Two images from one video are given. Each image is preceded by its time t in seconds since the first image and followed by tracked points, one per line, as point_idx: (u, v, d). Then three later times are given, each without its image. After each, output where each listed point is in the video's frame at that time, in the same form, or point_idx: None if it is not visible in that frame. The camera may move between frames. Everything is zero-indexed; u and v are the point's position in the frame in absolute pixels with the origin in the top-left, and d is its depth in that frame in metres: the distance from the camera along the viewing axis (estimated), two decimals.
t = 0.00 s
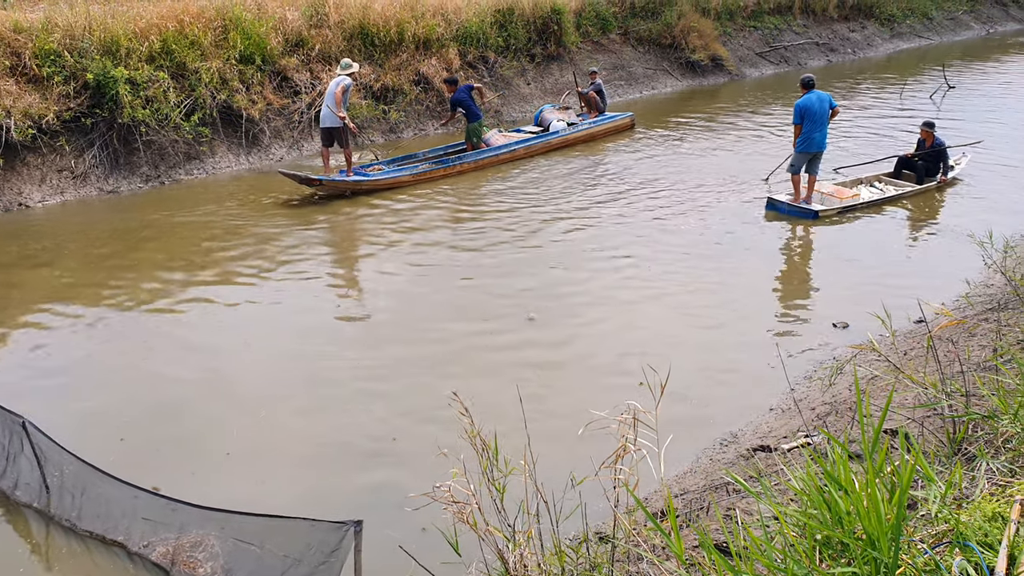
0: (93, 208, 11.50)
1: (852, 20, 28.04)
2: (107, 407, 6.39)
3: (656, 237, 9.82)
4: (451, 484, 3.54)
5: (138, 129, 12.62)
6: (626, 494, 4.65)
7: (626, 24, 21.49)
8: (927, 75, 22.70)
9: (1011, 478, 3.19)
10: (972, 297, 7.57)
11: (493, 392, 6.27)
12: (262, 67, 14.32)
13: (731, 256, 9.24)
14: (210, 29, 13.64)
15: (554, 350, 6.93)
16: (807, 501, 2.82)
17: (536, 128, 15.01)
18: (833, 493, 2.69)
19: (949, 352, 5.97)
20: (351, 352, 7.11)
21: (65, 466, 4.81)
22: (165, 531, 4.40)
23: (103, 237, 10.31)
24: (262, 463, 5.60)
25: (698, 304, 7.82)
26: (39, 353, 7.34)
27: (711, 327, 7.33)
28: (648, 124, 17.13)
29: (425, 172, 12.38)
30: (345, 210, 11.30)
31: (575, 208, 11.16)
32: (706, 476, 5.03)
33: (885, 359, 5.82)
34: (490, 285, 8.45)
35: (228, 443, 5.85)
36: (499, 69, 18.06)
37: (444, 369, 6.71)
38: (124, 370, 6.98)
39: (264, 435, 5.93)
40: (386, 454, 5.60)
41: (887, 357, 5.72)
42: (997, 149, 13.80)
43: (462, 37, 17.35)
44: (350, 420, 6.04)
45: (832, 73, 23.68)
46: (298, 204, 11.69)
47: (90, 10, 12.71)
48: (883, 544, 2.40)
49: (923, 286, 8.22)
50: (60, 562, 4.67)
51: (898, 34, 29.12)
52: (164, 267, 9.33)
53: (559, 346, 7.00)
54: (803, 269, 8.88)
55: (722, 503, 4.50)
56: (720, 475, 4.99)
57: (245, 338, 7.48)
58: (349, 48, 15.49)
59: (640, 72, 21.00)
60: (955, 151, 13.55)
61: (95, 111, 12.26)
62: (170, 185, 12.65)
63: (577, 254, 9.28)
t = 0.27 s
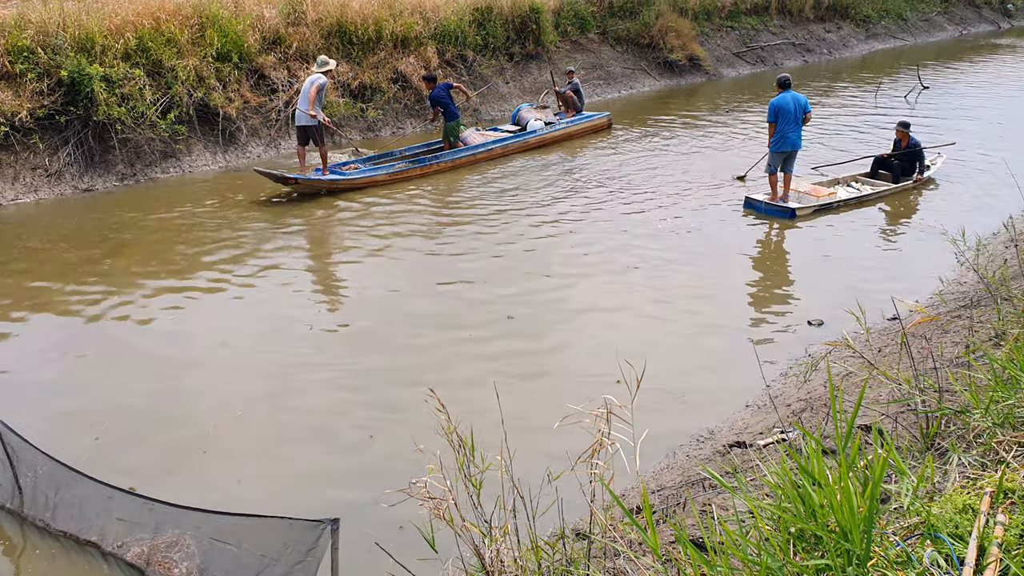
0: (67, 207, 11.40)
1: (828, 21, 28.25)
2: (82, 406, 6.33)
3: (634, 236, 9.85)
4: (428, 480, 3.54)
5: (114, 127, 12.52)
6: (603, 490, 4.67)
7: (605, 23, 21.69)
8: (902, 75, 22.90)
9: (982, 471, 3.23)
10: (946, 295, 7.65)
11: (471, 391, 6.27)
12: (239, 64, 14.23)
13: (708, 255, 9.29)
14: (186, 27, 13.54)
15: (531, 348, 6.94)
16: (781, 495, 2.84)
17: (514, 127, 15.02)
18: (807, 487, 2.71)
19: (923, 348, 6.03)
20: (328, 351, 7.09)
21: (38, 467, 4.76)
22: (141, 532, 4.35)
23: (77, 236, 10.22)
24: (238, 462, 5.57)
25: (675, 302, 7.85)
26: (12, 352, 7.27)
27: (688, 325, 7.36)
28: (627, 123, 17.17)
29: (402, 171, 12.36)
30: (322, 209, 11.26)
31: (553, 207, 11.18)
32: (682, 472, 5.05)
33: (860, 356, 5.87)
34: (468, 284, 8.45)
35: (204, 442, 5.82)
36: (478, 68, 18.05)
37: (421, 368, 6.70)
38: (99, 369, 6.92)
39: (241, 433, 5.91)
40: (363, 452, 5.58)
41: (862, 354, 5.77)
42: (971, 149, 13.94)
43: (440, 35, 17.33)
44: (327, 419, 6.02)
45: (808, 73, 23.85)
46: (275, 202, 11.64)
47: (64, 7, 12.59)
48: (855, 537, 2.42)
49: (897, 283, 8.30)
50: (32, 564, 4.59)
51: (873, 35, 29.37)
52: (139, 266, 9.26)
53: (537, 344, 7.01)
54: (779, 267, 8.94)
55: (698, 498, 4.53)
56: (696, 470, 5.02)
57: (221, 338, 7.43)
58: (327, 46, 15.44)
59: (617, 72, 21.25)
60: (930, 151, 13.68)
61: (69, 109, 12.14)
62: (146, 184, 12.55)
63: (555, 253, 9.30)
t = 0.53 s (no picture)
0: (42, 206, 11.28)
1: (805, 20, 28.44)
2: (57, 407, 6.26)
3: (613, 235, 9.88)
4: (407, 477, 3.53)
5: (90, 125, 12.39)
6: (581, 487, 4.68)
7: (584, 22, 21.75)
8: (878, 74, 23.08)
9: (956, 464, 3.26)
10: (921, 292, 7.72)
11: (451, 388, 6.26)
12: (217, 62, 14.13)
13: (687, 253, 9.33)
14: (163, 25, 13.44)
15: (510, 346, 6.94)
16: (758, 489, 2.86)
17: (493, 126, 15.01)
18: (784, 482, 2.73)
19: (899, 345, 6.08)
20: (307, 350, 7.06)
21: (13, 468, 4.72)
22: (117, 532, 4.26)
23: (52, 236, 10.11)
24: (216, 461, 5.53)
25: (653, 301, 7.88)
26: None
27: (667, 322, 7.39)
28: (606, 122, 17.21)
29: (380, 170, 12.33)
30: (301, 207, 11.20)
31: (532, 205, 11.18)
32: (661, 468, 5.07)
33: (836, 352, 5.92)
34: (447, 283, 8.44)
35: (182, 442, 5.78)
36: (457, 66, 18.02)
37: (400, 366, 6.69)
38: (75, 369, 6.84)
39: (219, 433, 5.87)
40: (343, 450, 5.56)
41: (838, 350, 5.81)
42: (946, 148, 14.07)
43: (419, 34, 17.30)
44: (306, 417, 6.00)
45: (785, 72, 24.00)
46: (253, 201, 11.57)
47: (38, 4, 12.47)
48: (832, 530, 2.45)
49: (874, 281, 8.36)
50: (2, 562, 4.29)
51: (850, 34, 29.60)
52: (115, 265, 9.18)
53: (516, 343, 7.01)
54: (757, 266, 8.99)
55: (677, 494, 4.54)
56: (675, 467, 5.04)
57: (199, 337, 7.39)
58: (305, 44, 15.38)
59: (596, 71, 21.29)
60: (906, 150, 13.79)
61: (44, 107, 12.02)
62: (123, 182, 12.43)
63: (534, 252, 9.31)
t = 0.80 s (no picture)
0: (19, 206, 11.17)
1: (785, 22, 28.61)
2: (34, 409, 6.20)
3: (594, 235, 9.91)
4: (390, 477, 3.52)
5: (68, 124, 12.29)
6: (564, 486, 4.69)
7: (564, 23, 21.80)
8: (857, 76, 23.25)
9: (935, 462, 3.29)
10: (900, 292, 7.78)
11: (433, 389, 6.27)
12: (196, 62, 14.04)
13: (668, 253, 9.36)
14: (142, 23, 13.34)
15: (492, 347, 6.95)
16: (739, 487, 2.88)
17: (473, 126, 15.00)
18: (765, 480, 2.75)
19: (877, 344, 6.13)
20: (288, 351, 7.04)
21: None
22: (96, 534, 4.22)
23: (30, 237, 10.02)
24: (196, 462, 5.50)
25: (635, 301, 7.91)
26: None
27: (648, 322, 7.42)
28: (587, 123, 17.24)
29: (359, 170, 12.30)
30: (281, 208, 11.16)
31: (514, 206, 11.19)
32: (643, 468, 5.09)
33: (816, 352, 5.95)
34: (429, 283, 8.43)
35: (162, 444, 5.74)
36: (439, 66, 18.00)
37: (382, 366, 6.68)
38: (53, 371, 6.78)
39: (200, 434, 5.84)
40: (324, 451, 5.55)
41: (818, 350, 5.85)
42: (924, 149, 14.19)
43: (400, 34, 17.27)
44: (287, 418, 5.98)
45: (765, 74, 24.13)
46: (233, 201, 11.51)
47: (15, 2, 12.37)
48: (813, 527, 2.46)
49: (853, 281, 8.42)
50: None
51: (829, 36, 29.80)
52: (93, 266, 9.11)
53: (498, 343, 7.02)
54: (738, 266, 9.04)
55: (659, 493, 4.57)
56: (656, 466, 5.06)
57: (179, 338, 7.35)
58: (286, 44, 15.33)
59: (577, 71, 21.32)
60: (886, 151, 13.89)
61: (21, 106, 11.92)
62: (101, 182, 12.33)
63: (516, 252, 9.31)
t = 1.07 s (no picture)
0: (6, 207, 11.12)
1: (773, 24, 28.72)
2: (21, 410, 6.17)
3: (584, 236, 9.93)
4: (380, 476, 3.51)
5: (55, 125, 12.22)
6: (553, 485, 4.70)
7: (554, 25, 21.82)
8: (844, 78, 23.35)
9: (923, 460, 3.30)
10: (888, 292, 7.82)
11: (422, 389, 6.27)
12: (184, 62, 13.98)
13: (657, 254, 9.38)
14: (130, 24, 13.28)
15: (481, 347, 6.95)
16: (729, 485, 2.89)
17: (460, 127, 14.99)
18: (756, 477, 2.76)
19: (866, 344, 6.16)
20: (276, 351, 7.02)
21: None
22: (84, 536, 4.16)
23: (16, 238, 9.97)
24: (185, 463, 5.48)
25: (624, 301, 7.92)
26: None
27: (637, 323, 7.43)
28: (576, 124, 17.26)
29: (347, 171, 12.27)
30: (270, 208, 11.14)
31: (503, 206, 11.19)
32: (633, 468, 5.10)
33: (804, 352, 5.97)
34: (418, 284, 8.43)
35: (151, 444, 5.72)
36: (428, 67, 17.99)
37: (372, 367, 6.67)
38: (41, 372, 6.75)
39: (189, 435, 5.82)
40: (313, 451, 5.54)
41: (806, 350, 5.87)
42: (912, 150, 14.27)
43: (389, 35, 17.26)
44: (275, 418, 5.98)
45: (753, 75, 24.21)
46: (222, 202, 11.48)
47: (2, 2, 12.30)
48: (803, 525, 2.47)
49: (841, 281, 8.46)
50: None
51: (817, 38, 29.93)
52: (81, 267, 9.07)
53: (488, 343, 7.02)
54: (727, 267, 9.06)
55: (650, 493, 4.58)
56: (645, 466, 5.07)
57: (168, 338, 7.33)
58: (275, 45, 15.30)
59: (567, 73, 21.35)
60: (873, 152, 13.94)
61: (8, 106, 11.86)
62: (89, 183, 12.28)
63: (506, 253, 9.32)
